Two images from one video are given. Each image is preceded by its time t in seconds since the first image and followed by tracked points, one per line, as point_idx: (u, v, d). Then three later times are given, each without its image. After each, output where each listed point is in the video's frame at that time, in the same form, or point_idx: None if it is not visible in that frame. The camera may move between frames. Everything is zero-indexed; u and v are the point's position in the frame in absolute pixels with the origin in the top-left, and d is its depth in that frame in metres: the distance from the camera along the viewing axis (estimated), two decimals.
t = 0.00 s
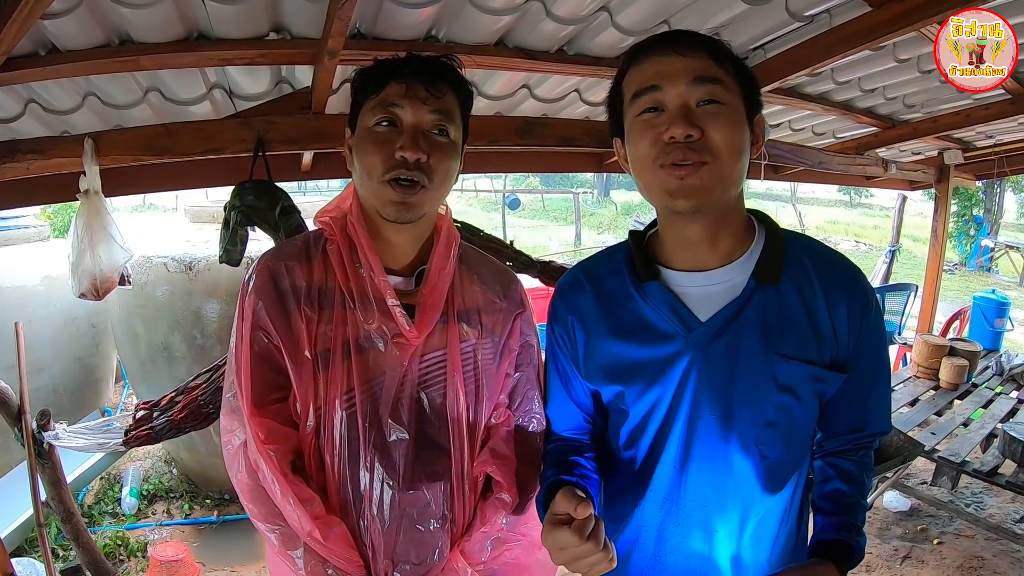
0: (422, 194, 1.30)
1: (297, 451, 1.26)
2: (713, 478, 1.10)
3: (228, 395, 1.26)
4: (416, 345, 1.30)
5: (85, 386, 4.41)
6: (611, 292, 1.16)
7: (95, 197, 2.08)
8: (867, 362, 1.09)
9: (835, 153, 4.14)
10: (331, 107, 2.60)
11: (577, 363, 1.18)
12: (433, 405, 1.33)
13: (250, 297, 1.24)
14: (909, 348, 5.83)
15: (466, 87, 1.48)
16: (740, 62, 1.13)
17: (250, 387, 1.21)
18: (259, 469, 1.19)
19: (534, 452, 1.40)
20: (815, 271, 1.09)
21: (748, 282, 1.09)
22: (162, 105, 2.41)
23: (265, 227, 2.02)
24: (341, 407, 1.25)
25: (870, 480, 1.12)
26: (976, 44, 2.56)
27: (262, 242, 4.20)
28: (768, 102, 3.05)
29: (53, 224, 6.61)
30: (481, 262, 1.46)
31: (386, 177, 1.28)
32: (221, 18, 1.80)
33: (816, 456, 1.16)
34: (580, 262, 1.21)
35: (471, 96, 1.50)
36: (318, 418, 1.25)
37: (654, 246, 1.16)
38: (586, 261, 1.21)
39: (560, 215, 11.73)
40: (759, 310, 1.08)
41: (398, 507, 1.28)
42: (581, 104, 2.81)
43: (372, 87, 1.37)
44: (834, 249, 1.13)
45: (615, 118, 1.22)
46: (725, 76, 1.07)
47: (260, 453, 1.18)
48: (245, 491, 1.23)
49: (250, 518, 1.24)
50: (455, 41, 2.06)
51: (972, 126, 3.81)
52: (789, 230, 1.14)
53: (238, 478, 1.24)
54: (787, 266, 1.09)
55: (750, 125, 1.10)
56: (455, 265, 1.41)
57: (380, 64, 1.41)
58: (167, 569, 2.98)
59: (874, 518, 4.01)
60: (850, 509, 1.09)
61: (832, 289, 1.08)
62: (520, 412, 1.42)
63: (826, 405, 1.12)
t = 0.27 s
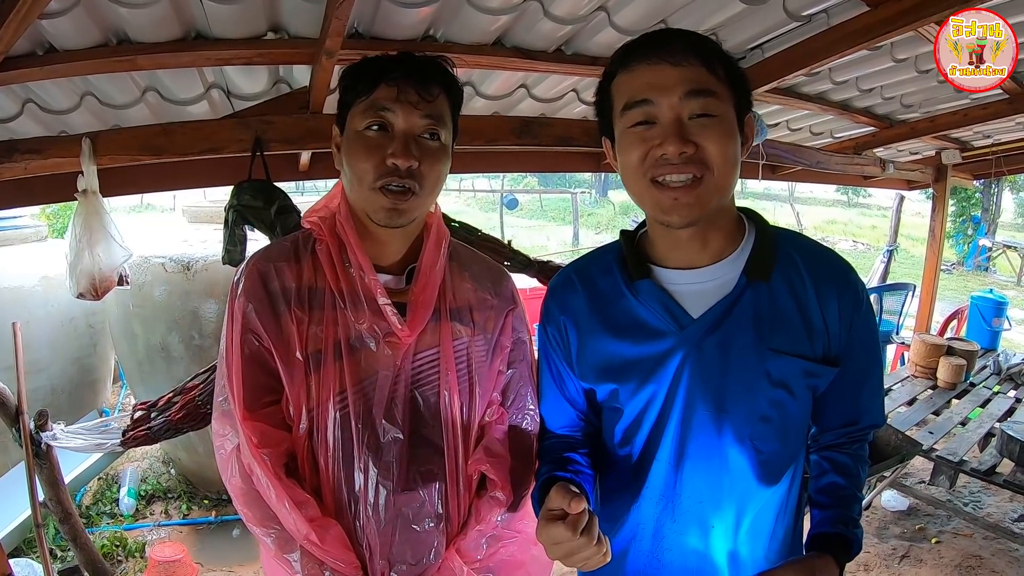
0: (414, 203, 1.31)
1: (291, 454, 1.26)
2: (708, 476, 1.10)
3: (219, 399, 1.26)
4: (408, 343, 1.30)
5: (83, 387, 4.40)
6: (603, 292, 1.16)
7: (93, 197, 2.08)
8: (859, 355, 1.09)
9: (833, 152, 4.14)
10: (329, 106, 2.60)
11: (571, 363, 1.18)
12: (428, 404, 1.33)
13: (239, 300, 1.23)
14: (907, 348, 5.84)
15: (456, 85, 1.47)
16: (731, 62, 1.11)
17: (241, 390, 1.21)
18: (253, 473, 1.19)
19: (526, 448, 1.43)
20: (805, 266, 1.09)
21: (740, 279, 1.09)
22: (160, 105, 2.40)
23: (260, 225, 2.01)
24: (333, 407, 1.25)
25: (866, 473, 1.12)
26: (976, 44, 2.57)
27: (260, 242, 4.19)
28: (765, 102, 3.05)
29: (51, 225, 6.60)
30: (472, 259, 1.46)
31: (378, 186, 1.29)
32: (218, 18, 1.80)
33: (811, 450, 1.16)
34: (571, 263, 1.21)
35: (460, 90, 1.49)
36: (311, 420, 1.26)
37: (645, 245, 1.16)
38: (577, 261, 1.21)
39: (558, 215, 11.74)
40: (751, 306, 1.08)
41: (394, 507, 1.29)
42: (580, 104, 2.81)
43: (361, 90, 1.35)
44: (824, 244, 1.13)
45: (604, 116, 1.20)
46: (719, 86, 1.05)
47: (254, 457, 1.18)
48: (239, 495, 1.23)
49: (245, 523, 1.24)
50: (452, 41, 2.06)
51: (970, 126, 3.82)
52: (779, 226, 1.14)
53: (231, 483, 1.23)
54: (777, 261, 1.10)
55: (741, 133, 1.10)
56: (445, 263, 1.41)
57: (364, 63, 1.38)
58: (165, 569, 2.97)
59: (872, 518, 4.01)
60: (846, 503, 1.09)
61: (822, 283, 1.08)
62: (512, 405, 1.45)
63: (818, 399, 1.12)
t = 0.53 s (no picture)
0: (400, 205, 1.31)
1: (285, 457, 1.27)
2: (704, 474, 1.10)
3: (213, 404, 1.26)
4: (399, 343, 1.29)
5: (82, 387, 4.40)
6: (596, 292, 1.16)
7: (91, 196, 2.08)
8: (852, 350, 1.10)
9: (831, 151, 4.15)
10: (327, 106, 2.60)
11: (565, 363, 1.18)
12: (421, 403, 1.33)
13: (229, 304, 1.24)
14: (905, 346, 5.84)
15: (442, 84, 1.46)
16: (723, 61, 1.11)
17: (233, 394, 1.22)
18: (247, 477, 1.19)
19: (522, 447, 1.43)
20: (797, 262, 1.09)
21: (732, 276, 1.09)
22: (158, 105, 2.40)
23: (257, 219, 2.01)
24: (325, 408, 1.25)
25: (860, 466, 1.12)
26: (977, 44, 2.57)
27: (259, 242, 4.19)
28: (763, 100, 3.05)
29: (50, 225, 6.61)
30: (461, 255, 1.46)
31: (363, 190, 1.29)
32: (216, 17, 1.80)
33: (806, 445, 1.16)
34: (564, 262, 1.21)
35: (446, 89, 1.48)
36: (305, 422, 1.26)
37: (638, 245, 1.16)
38: (569, 261, 1.21)
39: (557, 215, 11.76)
40: (744, 303, 1.08)
41: (389, 507, 1.29)
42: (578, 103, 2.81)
43: (346, 89, 1.34)
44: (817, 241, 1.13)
45: (594, 114, 1.20)
46: (711, 84, 1.05)
47: (247, 461, 1.18)
48: (234, 499, 1.23)
49: (241, 527, 1.24)
50: (450, 40, 2.06)
51: (968, 125, 3.82)
52: (770, 223, 1.15)
53: (227, 487, 1.24)
54: (770, 258, 1.10)
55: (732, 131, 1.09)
56: (434, 260, 1.41)
57: (348, 62, 1.35)
58: (164, 569, 2.97)
59: (871, 516, 4.01)
60: (841, 497, 1.09)
61: (815, 279, 1.08)
62: (506, 402, 1.44)
63: (812, 394, 1.12)
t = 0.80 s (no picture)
0: (389, 212, 1.32)
1: (281, 463, 1.28)
2: (697, 475, 1.11)
3: (208, 413, 1.28)
4: (391, 348, 1.31)
5: (81, 390, 4.41)
6: (586, 296, 1.17)
7: (88, 202, 2.08)
8: (840, 349, 1.11)
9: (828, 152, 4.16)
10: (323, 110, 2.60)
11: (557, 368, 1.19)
12: (414, 408, 1.34)
13: (222, 314, 1.25)
14: (903, 346, 5.85)
15: (427, 88, 1.46)
16: (708, 67, 1.12)
17: (228, 403, 1.23)
18: (244, 484, 1.21)
19: (515, 449, 1.42)
20: (784, 263, 1.11)
21: (721, 279, 1.10)
22: (155, 109, 2.41)
23: (252, 226, 2.02)
24: (319, 414, 1.26)
25: (851, 464, 1.14)
26: (976, 44, 2.57)
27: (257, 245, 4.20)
28: (759, 101, 3.06)
29: (48, 229, 6.62)
30: (452, 258, 1.46)
31: (351, 199, 1.30)
32: (213, 22, 1.80)
33: (797, 444, 1.17)
34: (553, 267, 1.22)
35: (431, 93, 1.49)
36: (300, 429, 1.27)
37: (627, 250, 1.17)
38: (558, 266, 1.22)
39: (555, 216, 11.77)
40: (734, 305, 1.09)
41: (385, 511, 1.30)
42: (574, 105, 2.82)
43: (330, 98, 1.35)
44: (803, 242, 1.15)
45: (580, 120, 1.21)
46: (697, 92, 1.06)
47: (242, 469, 1.20)
48: (232, 506, 1.25)
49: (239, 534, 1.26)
50: (446, 44, 2.06)
51: (964, 124, 3.83)
52: (757, 225, 1.16)
53: (224, 494, 1.25)
54: (758, 260, 1.11)
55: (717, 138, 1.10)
56: (426, 264, 1.42)
57: (332, 71, 1.36)
58: (164, 572, 2.98)
59: (869, 515, 4.02)
60: (833, 495, 1.10)
61: (803, 280, 1.10)
62: (499, 405, 1.43)
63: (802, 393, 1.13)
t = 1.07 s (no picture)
0: (390, 213, 1.32)
1: (284, 468, 1.29)
2: (694, 480, 1.12)
3: (212, 418, 1.28)
4: (393, 353, 1.31)
5: (82, 395, 4.41)
6: (583, 301, 1.16)
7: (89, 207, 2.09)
8: (836, 352, 1.12)
9: (826, 153, 4.17)
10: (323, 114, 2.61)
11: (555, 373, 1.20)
12: (417, 411, 1.33)
13: (225, 318, 1.26)
14: (903, 346, 5.86)
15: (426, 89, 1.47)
16: (703, 71, 1.13)
17: (231, 408, 1.23)
18: (246, 489, 1.22)
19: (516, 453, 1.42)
20: (780, 267, 1.12)
21: (717, 284, 1.11)
22: (156, 114, 2.42)
23: (251, 236, 2.04)
24: (322, 419, 1.27)
25: (849, 466, 1.14)
26: (976, 44, 2.57)
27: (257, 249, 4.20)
28: (758, 103, 3.06)
29: (47, 234, 6.63)
30: (454, 263, 1.48)
31: (353, 200, 1.30)
32: (213, 28, 1.81)
33: (795, 446, 1.18)
34: (549, 271, 1.22)
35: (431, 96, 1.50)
36: (303, 434, 1.28)
37: (622, 254, 1.17)
38: (555, 269, 1.22)
39: (555, 218, 11.79)
40: (731, 310, 1.09)
41: (388, 515, 1.31)
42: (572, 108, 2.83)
43: (331, 102, 1.36)
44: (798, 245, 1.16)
45: (575, 125, 1.22)
46: (691, 94, 1.06)
47: (245, 474, 1.20)
48: (235, 510, 1.25)
49: (243, 538, 1.26)
50: (445, 48, 2.07)
51: (963, 125, 3.84)
52: (752, 229, 1.17)
53: (227, 498, 1.26)
54: (753, 264, 1.11)
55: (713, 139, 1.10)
56: (427, 268, 1.43)
57: (334, 75, 1.37)
58: None
59: (870, 516, 4.02)
60: (831, 497, 1.11)
61: (798, 284, 1.11)
62: (501, 409, 1.44)
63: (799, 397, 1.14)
